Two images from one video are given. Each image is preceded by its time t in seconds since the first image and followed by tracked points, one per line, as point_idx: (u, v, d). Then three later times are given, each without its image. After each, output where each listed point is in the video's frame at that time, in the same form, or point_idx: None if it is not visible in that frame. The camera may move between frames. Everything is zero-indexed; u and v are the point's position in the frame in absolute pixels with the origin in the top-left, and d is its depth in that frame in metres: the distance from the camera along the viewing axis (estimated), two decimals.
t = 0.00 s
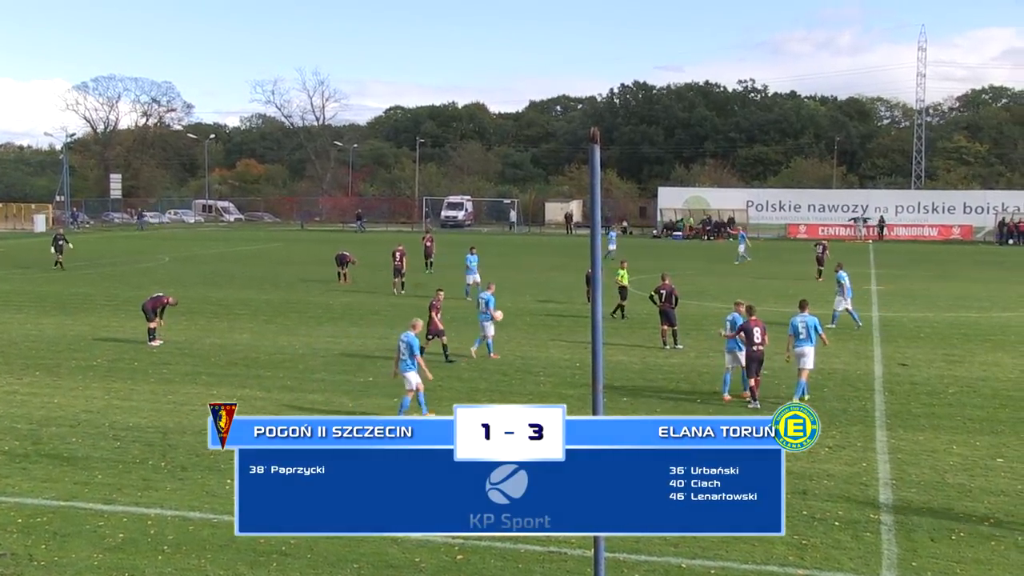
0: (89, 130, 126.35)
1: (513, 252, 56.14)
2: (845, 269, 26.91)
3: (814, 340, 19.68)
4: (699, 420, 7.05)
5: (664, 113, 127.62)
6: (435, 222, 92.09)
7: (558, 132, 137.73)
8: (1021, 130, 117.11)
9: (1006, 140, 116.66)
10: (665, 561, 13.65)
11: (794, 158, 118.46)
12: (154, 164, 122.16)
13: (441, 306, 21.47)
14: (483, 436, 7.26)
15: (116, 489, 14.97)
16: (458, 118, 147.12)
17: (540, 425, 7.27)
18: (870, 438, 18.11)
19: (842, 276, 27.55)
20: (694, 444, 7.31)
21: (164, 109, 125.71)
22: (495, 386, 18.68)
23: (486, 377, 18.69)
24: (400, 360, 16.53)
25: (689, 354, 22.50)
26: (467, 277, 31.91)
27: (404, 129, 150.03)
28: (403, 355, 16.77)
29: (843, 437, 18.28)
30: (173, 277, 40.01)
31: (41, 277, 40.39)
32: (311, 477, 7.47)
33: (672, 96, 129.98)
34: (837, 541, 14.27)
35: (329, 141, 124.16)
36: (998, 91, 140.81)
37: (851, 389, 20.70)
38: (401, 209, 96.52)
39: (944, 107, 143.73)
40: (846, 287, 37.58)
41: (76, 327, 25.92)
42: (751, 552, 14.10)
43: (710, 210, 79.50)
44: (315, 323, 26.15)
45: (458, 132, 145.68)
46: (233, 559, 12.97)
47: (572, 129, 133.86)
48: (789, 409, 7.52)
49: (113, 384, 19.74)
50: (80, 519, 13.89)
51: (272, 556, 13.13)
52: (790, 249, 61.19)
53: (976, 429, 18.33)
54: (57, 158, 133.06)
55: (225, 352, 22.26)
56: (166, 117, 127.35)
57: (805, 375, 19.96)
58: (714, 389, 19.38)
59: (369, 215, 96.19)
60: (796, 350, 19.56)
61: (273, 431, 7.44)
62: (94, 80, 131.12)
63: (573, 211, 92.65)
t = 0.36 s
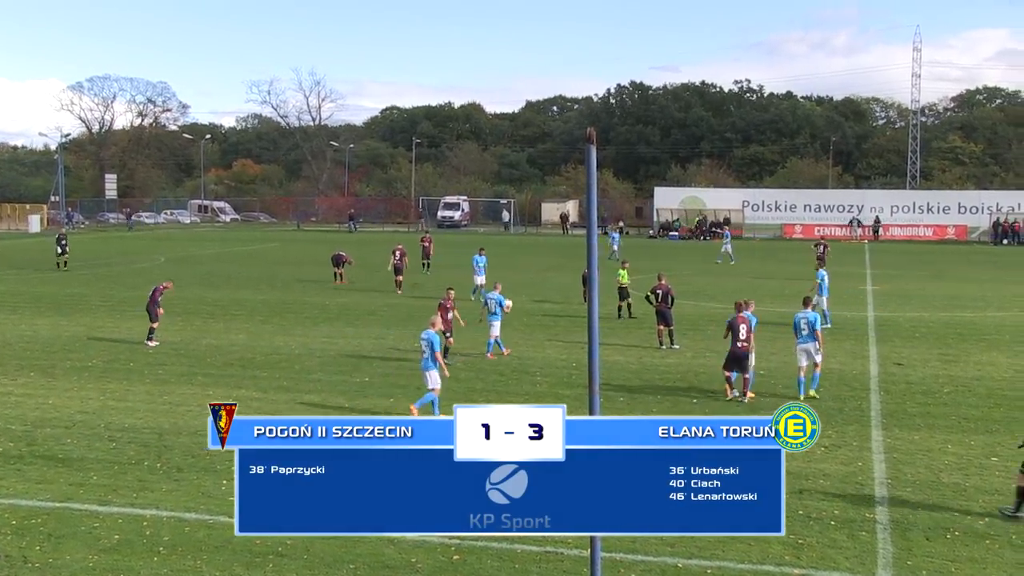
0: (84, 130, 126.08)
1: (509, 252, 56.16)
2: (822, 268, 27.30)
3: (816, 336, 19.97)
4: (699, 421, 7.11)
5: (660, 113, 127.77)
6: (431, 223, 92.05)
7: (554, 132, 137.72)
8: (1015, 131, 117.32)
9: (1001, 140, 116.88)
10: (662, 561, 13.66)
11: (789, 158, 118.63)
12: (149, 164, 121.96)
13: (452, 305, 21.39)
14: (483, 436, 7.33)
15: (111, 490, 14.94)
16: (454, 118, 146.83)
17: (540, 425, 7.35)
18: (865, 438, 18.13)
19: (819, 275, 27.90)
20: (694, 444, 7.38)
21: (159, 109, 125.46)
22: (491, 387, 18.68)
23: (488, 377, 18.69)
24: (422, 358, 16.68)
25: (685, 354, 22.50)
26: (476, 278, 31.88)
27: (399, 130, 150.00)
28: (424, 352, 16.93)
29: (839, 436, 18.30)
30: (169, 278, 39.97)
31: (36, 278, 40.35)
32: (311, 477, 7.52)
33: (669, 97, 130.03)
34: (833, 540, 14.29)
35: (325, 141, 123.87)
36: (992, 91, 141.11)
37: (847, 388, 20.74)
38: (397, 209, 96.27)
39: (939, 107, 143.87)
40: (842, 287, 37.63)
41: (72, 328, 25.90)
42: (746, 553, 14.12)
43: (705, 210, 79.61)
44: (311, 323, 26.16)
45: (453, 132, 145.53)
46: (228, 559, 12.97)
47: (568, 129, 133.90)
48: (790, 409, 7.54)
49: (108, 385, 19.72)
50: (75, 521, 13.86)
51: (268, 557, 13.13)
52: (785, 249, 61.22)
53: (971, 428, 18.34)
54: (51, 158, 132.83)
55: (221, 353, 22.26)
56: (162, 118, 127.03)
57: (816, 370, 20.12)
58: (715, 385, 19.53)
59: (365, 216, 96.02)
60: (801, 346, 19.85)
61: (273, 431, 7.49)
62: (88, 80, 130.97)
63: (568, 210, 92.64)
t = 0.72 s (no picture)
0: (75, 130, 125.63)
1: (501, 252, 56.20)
2: (794, 266, 27.56)
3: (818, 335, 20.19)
4: (698, 421, 7.30)
5: (652, 113, 127.91)
6: (423, 223, 91.98)
7: (546, 132, 137.80)
8: (1006, 132, 117.79)
9: (991, 141, 117.32)
10: (654, 561, 13.70)
11: (781, 158, 118.92)
12: (140, 164, 121.64)
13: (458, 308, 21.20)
14: (483, 436, 7.50)
15: (102, 492, 14.91)
16: (446, 118, 146.99)
17: (540, 424, 7.52)
18: (857, 438, 18.18)
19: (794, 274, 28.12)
20: (693, 445, 7.56)
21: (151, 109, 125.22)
22: (484, 387, 18.67)
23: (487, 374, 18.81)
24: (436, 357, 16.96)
25: (677, 354, 22.53)
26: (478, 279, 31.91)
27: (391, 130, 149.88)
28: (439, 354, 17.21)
29: (830, 436, 18.35)
30: (161, 278, 39.86)
31: (26, 278, 40.21)
32: (311, 477, 7.69)
33: (661, 97, 129.78)
34: (825, 540, 14.34)
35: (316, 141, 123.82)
36: (981, 91, 141.66)
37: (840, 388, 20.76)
38: (389, 209, 96.10)
39: (929, 108, 144.24)
40: (834, 286, 37.73)
41: (63, 329, 25.80)
42: (738, 552, 14.16)
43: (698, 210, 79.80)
44: (303, 324, 26.12)
45: (446, 132, 145.67)
46: (219, 560, 12.95)
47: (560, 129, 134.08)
48: (790, 409, 7.81)
49: (99, 386, 19.66)
50: (66, 522, 13.84)
51: (259, 557, 13.11)
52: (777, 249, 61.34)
53: (962, 428, 18.39)
54: (42, 159, 132.29)
55: (213, 353, 22.20)
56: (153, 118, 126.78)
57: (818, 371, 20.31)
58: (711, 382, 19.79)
59: (357, 216, 95.90)
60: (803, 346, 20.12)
61: (274, 431, 7.65)
62: (79, 80, 130.49)
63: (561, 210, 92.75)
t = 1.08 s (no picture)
0: (63, 131, 125.02)
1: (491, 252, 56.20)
2: (768, 267, 27.56)
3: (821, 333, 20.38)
4: (699, 422, 7.41)
5: (641, 113, 127.96)
6: (413, 224, 91.88)
7: (535, 132, 137.81)
8: (994, 132, 118.42)
9: (979, 141, 117.86)
10: (643, 561, 13.72)
11: (771, 159, 119.28)
12: (129, 165, 121.17)
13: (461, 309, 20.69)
14: (484, 436, 7.58)
15: (91, 493, 14.86)
16: (436, 119, 146.99)
17: (540, 425, 7.60)
18: (845, 437, 18.24)
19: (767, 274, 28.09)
20: (691, 444, 7.68)
21: (140, 109, 124.90)
22: (474, 387, 18.64)
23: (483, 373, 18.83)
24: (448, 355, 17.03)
25: (668, 354, 22.55)
26: (477, 280, 31.93)
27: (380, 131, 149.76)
28: (451, 351, 17.23)
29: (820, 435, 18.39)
30: (151, 279, 39.69)
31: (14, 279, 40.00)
32: (311, 477, 7.78)
33: (650, 98, 129.70)
34: (814, 539, 14.40)
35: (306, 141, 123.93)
36: (969, 92, 142.26)
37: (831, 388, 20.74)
38: (379, 209, 96.00)
39: (918, 108, 144.76)
40: (824, 286, 37.83)
41: (51, 330, 25.65)
42: (728, 552, 14.20)
43: (688, 210, 79.88)
44: (293, 325, 26.04)
45: (436, 132, 145.67)
46: (208, 561, 12.93)
47: (550, 129, 134.13)
48: (789, 409, 7.97)
49: (88, 387, 19.56)
50: (55, 524, 13.80)
51: (248, 558, 13.09)
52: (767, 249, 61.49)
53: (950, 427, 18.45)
54: (30, 159, 131.60)
55: (202, 355, 22.13)
56: (142, 118, 126.39)
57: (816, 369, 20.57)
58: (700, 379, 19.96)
59: (348, 218, 95.78)
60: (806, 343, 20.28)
61: (274, 431, 7.76)
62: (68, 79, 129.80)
63: (551, 211, 92.83)
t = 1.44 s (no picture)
0: (39, 131, 123.92)
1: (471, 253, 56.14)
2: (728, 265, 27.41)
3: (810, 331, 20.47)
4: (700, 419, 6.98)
5: (621, 114, 128.04)
6: (393, 224, 91.77)
7: (515, 132, 137.92)
8: (971, 133, 119.47)
9: (956, 141, 118.80)
10: (623, 560, 13.76)
11: (749, 159, 119.89)
12: (107, 165, 120.35)
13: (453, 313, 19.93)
14: (483, 436, 7.16)
15: (68, 496, 14.77)
16: (416, 119, 146.99)
17: (540, 424, 7.18)
18: (824, 437, 18.29)
19: (728, 274, 28.00)
20: (690, 444, 7.27)
21: (118, 109, 124.11)
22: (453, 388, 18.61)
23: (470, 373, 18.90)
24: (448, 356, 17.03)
25: (647, 354, 22.58)
26: (471, 282, 31.89)
27: (360, 131, 149.51)
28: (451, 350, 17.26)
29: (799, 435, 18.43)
30: (129, 280, 39.41)
31: None
32: (312, 477, 7.36)
33: (630, 98, 129.64)
34: (794, 538, 14.50)
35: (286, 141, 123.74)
36: (947, 93, 143.19)
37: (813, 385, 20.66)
38: (359, 209, 95.74)
39: (896, 108, 145.75)
40: (803, 286, 37.94)
41: (27, 331, 25.41)
42: (708, 551, 14.21)
43: (667, 210, 79.93)
44: (272, 326, 25.90)
45: (416, 132, 145.69)
46: (188, 563, 12.90)
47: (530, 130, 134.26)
48: (789, 409, 7.55)
49: (64, 390, 19.41)
50: (31, 527, 13.73)
51: (228, 560, 13.05)
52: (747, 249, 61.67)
53: (927, 426, 18.55)
54: (7, 159, 130.40)
55: (180, 356, 21.99)
56: (120, 118, 125.50)
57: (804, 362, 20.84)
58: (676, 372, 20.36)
59: (327, 218, 95.55)
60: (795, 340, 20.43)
61: (274, 431, 7.35)
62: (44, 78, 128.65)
63: (531, 211, 92.99)
